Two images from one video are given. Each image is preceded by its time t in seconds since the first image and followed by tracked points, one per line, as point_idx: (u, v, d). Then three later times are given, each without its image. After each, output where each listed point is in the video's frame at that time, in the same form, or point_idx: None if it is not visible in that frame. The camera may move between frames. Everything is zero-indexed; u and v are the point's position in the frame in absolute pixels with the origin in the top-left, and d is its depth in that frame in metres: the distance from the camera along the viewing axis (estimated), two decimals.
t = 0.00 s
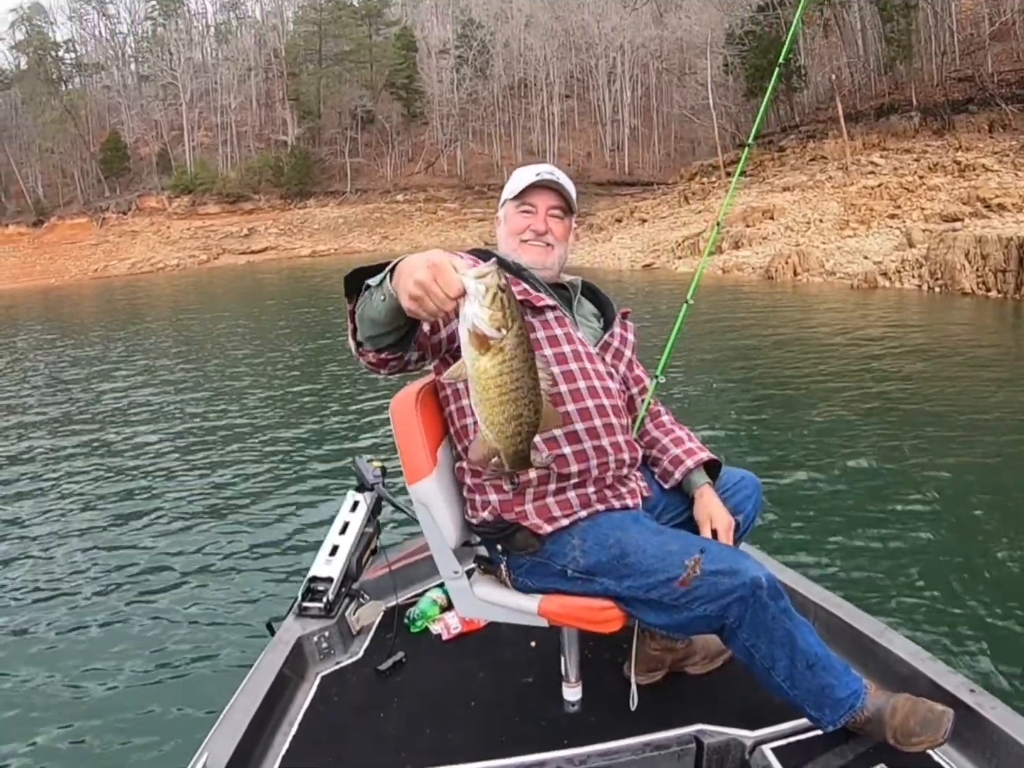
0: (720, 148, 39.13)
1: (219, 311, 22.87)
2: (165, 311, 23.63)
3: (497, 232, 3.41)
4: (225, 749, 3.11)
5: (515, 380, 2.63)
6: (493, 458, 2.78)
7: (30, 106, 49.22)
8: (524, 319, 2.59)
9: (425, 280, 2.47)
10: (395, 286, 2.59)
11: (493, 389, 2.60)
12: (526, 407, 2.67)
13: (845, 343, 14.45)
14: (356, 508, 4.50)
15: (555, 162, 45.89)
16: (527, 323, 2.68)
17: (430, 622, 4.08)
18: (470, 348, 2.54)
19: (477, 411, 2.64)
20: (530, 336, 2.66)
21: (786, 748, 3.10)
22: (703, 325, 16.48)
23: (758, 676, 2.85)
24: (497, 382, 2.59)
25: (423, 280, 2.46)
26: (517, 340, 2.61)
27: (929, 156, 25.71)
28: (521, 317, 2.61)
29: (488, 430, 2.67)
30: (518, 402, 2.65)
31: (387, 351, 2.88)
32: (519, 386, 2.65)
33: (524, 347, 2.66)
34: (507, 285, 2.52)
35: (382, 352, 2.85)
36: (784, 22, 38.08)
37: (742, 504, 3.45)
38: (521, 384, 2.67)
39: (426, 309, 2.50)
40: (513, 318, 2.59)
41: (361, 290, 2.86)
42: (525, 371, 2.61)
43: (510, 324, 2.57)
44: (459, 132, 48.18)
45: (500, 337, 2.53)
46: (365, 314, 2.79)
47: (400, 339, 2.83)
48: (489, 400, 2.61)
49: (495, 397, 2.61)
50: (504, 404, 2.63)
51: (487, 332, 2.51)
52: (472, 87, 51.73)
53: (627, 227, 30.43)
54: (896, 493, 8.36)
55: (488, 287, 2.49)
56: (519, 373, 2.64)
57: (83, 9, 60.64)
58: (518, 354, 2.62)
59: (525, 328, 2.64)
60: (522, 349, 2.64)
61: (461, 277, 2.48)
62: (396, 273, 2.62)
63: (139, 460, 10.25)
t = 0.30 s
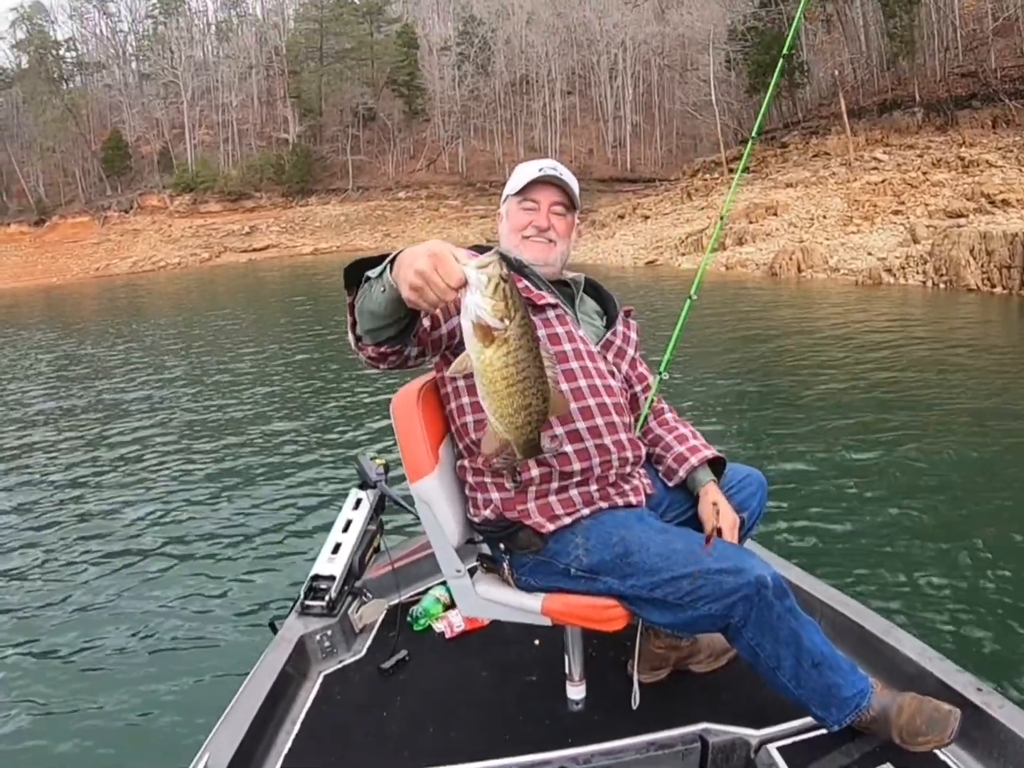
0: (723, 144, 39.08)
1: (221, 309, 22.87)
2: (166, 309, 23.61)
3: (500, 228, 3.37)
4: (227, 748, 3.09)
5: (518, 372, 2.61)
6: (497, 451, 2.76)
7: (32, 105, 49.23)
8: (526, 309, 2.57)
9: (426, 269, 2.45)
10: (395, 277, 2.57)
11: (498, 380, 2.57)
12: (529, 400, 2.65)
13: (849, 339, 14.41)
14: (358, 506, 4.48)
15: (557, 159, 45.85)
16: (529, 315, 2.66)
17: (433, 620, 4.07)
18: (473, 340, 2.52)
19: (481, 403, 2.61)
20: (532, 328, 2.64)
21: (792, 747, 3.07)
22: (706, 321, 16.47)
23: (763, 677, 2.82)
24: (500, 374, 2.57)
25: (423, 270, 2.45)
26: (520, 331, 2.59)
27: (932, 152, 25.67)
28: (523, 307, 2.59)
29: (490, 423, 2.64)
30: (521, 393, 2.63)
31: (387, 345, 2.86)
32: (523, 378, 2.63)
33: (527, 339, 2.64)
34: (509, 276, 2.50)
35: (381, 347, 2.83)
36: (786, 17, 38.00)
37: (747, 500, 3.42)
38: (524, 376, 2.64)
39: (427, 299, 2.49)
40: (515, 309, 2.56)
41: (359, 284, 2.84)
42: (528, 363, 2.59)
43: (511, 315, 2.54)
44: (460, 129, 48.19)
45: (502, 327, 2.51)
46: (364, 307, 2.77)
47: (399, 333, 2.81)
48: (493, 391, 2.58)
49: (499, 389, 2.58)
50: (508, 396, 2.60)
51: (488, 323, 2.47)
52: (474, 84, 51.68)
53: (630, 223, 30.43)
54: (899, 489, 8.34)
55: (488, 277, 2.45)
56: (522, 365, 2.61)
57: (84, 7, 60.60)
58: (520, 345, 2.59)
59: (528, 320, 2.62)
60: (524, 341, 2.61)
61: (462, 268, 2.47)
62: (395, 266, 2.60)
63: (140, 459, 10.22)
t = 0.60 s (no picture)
0: (704, 149, 39.04)
1: (195, 307, 22.60)
2: (139, 306, 23.29)
3: (468, 234, 3.33)
4: None
5: (478, 383, 2.43)
6: (456, 467, 2.62)
7: (9, 98, 48.68)
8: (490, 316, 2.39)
9: (379, 272, 2.28)
10: (348, 280, 2.42)
11: (454, 392, 2.39)
12: (491, 413, 2.50)
13: (828, 347, 14.32)
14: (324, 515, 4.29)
15: (537, 162, 45.72)
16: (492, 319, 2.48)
17: (398, 637, 3.90)
18: (429, 348, 2.33)
19: (437, 417, 2.43)
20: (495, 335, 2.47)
21: None
22: (686, 327, 16.37)
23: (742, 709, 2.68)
24: (457, 385, 2.39)
25: (376, 271, 2.28)
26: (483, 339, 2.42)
27: (913, 161, 25.70)
28: (485, 313, 2.41)
29: (449, 439, 2.49)
30: (481, 406, 2.46)
31: (341, 353, 2.75)
32: (483, 390, 2.46)
33: (489, 348, 2.47)
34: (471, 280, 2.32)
35: (335, 354, 2.72)
36: (769, 25, 38.03)
37: (725, 521, 3.27)
38: (485, 388, 2.49)
39: (380, 304, 2.32)
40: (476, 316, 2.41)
41: (312, 286, 2.71)
42: (490, 373, 2.41)
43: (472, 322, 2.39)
44: (441, 130, 48.03)
45: (461, 335, 2.32)
46: (318, 311, 2.65)
47: (353, 340, 2.70)
48: (450, 405, 2.40)
49: (459, 401, 2.41)
50: (466, 411, 2.43)
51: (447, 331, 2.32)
52: (455, 85, 51.53)
53: (609, 227, 30.34)
54: (877, 499, 8.22)
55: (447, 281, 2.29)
56: (483, 377, 2.46)
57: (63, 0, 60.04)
58: (479, 355, 2.41)
59: (490, 327, 2.45)
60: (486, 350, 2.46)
61: (418, 265, 2.27)
62: (349, 267, 2.45)
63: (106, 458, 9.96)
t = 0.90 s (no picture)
0: (661, 153, 39.01)
1: (142, 301, 22.08)
2: (82, 299, 22.63)
3: (419, 227, 3.08)
4: None
5: (425, 399, 2.18)
6: (399, 508, 2.32)
7: None
8: (437, 325, 2.14)
9: (307, 266, 1.98)
10: (271, 273, 2.12)
11: (394, 417, 2.14)
12: (441, 442, 2.25)
13: (783, 354, 14.17)
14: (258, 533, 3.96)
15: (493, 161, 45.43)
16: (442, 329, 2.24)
17: (336, 667, 3.54)
18: (364, 363, 2.08)
19: (373, 443, 2.18)
20: (446, 347, 2.22)
21: None
22: (643, 330, 16.19)
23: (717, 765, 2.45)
24: (399, 406, 2.14)
25: (304, 263, 1.97)
26: (429, 351, 2.17)
27: (869, 170, 25.78)
28: (433, 321, 2.17)
29: (385, 472, 2.22)
30: (430, 431, 2.22)
31: (264, 360, 2.45)
32: (431, 414, 2.21)
33: (438, 362, 2.22)
34: (418, 279, 2.07)
35: (256, 362, 2.41)
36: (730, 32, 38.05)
37: (696, 552, 3.06)
38: (430, 412, 2.21)
39: (306, 305, 2.04)
40: (422, 326, 2.12)
41: (231, 281, 2.39)
42: (438, 391, 2.17)
43: (416, 332, 2.10)
44: (397, 127, 47.70)
45: (404, 347, 2.09)
46: (235, 311, 2.33)
47: (276, 346, 2.39)
48: (389, 431, 2.15)
49: (400, 428, 2.16)
50: (407, 438, 2.18)
51: (385, 342, 2.04)
52: (413, 83, 51.16)
53: (564, 229, 30.14)
54: (836, 508, 8.02)
55: (389, 281, 1.99)
56: (427, 398, 2.19)
57: None
58: (426, 369, 2.17)
59: (440, 336, 2.20)
60: (431, 366, 2.17)
61: (355, 259, 2.00)
62: (272, 259, 2.15)
63: (36, 457, 9.50)
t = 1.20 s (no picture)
0: (609, 152, 38.90)
1: (77, 289, 21.46)
2: (14, 287, 21.91)
3: (355, 199, 2.85)
4: None
5: (356, 402, 1.94)
6: (333, 538, 2.09)
7: None
8: (371, 308, 1.90)
9: (207, 231, 1.69)
10: (164, 243, 1.84)
11: (320, 423, 1.89)
12: (380, 454, 2.02)
13: (730, 352, 14.05)
14: (182, 537, 3.76)
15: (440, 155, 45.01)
16: (378, 310, 2.00)
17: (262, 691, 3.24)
18: (283, 358, 1.84)
19: (298, 456, 1.93)
20: (383, 330, 1.99)
21: None
22: (591, 327, 15.99)
23: None
24: (328, 406, 1.89)
25: (202, 229, 1.69)
26: (364, 340, 1.94)
27: (816, 173, 25.86)
28: (367, 304, 1.93)
29: (315, 493, 1.97)
30: (364, 440, 1.98)
31: (163, 349, 2.17)
32: (367, 421, 1.97)
33: (373, 352, 1.98)
34: (344, 250, 1.83)
35: (155, 355, 2.16)
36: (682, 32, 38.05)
37: (656, 566, 2.86)
38: (370, 425, 1.98)
39: (208, 283, 1.77)
40: (354, 311, 1.89)
41: (119, 254, 2.09)
42: (371, 392, 1.94)
43: (347, 320, 1.87)
44: (344, 119, 47.20)
45: (333, 337, 1.85)
46: (124, 289, 2.02)
47: (177, 332, 2.14)
48: (311, 438, 1.90)
49: (329, 438, 1.92)
50: (339, 449, 1.94)
51: (309, 330, 1.80)
52: (361, 75, 50.63)
53: (510, 224, 29.89)
54: (783, 503, 7.86)
55: (312, 252, 1.76)
56: (364, 402, 1.95)
57: None
58: (358, 365, 1.93)
59: (375, 321, 1.96)
60: (363, 366, 1.94)
61: (268, 228, 1.74)
62: (167, 223, 1.86)
63: None
